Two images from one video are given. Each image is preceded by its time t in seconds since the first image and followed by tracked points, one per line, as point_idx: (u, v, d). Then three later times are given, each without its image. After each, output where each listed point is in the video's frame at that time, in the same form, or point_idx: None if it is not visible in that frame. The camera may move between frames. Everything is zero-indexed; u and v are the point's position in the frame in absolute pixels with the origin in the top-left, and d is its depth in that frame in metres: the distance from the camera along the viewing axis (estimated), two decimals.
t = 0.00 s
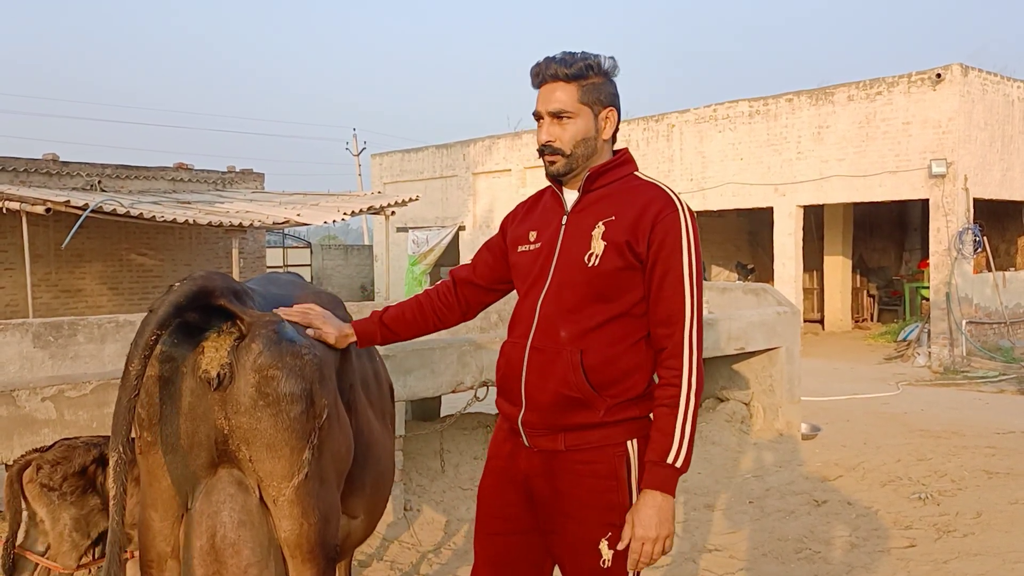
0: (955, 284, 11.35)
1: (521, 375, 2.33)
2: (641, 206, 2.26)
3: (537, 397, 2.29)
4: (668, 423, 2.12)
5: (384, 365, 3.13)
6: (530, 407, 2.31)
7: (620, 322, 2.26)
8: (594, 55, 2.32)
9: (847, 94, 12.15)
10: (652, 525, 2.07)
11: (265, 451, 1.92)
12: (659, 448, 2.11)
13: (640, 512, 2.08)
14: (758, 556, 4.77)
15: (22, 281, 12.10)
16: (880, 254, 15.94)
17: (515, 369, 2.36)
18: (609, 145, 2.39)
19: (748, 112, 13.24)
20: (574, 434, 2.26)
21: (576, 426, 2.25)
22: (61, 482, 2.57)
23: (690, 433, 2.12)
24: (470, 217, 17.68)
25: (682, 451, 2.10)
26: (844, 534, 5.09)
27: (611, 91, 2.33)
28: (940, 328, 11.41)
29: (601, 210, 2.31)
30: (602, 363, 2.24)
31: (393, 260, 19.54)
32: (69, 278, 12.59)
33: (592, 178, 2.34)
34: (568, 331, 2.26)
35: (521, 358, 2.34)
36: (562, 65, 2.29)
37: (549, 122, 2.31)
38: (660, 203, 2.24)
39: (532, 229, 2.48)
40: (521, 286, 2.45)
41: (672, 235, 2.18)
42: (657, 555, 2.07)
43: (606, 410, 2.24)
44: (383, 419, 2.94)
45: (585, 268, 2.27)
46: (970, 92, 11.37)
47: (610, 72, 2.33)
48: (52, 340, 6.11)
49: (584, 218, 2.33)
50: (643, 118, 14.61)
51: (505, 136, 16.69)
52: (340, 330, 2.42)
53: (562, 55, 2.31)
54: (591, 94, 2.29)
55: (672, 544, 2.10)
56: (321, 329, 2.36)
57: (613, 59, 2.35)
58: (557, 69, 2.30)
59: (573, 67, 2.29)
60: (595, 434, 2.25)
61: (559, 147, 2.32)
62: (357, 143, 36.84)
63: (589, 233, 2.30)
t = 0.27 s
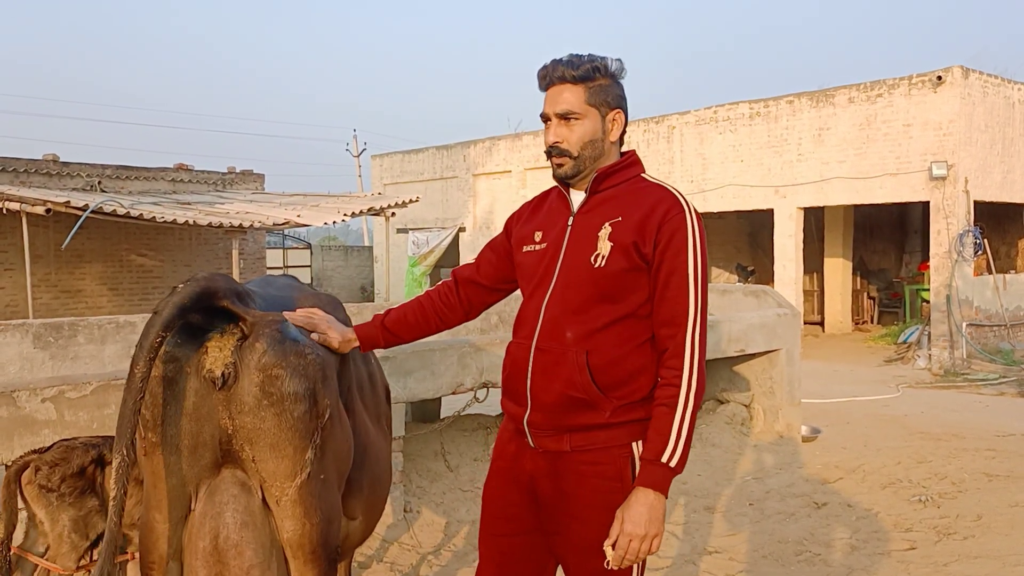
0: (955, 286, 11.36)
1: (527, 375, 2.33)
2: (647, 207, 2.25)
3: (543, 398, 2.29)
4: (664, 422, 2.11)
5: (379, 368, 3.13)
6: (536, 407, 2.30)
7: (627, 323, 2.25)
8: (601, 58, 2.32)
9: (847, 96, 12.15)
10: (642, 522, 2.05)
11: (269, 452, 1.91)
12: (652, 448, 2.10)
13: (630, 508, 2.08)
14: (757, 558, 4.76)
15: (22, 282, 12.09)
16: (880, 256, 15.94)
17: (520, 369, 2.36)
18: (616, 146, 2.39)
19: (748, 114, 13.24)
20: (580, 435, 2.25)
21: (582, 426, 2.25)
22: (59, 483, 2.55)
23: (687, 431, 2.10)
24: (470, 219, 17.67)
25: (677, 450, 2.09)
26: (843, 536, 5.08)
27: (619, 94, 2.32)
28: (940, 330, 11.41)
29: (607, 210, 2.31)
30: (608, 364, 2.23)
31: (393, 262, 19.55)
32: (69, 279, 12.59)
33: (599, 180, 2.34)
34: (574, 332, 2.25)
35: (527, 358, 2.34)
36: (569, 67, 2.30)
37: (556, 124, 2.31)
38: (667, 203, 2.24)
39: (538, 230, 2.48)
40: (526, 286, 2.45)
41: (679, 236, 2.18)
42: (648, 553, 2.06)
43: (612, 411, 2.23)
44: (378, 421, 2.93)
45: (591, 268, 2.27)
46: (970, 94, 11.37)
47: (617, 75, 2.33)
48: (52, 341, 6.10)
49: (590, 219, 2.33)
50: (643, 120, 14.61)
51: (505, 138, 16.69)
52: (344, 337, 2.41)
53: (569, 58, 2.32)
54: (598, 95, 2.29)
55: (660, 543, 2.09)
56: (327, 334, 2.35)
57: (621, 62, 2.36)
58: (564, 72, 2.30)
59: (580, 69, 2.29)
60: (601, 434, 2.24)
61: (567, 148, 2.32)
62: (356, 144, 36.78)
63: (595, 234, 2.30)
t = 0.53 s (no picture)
0: (955, 288, 11.38)
1: (533, 376, 2.33)
2: (651, 208, 2.26)
3: (550, 398, 2.29)
4: (689, 426, 2.13)
5: (377, 368, 3.14)
6: (543, 408, 2.30)
7: (630, 324, 2.26)
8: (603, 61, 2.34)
9: (847, 99, 12.16)
10: (681, 528, 2.07)
11: (266, 453, 1.92)
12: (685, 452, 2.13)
13: (667, 516, 2.09)
14: (757, 560, 4.77)
15: (22, 282, 12.10)
16: (879, 258, 15.95)
17: (525, 370, 2.36)
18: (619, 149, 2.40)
19: (748, 116, 13.25)
20: (588, 436, 2.25)
21: (589, 428, 2.25)
22: (59, 484, 2.56)
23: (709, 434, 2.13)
24: (471, 220, 17.67)
25: (704, 453, 2.12)
26: (843, 538, 5.09)
27: (621, 96, 2.34)
28: (940, 332, 11.42)
29: (610, 212, 2.32)
30: (612, 365, 2.24)
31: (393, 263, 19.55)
32: (69, 279, 12.60)
33: (601, 181, 2.35)
34: (579, 332, 2.26)
35: (532, 359, 2.34)
36: (571, 69, 2.31)
37: (559, 126, 2.32)
38: (671, 204, 2.25)
39: (539, 230, 2.48)
40: (528, 288, 2.45)
41: (684, 238, 2.20)
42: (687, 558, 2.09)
43: (620, 412, 2.24)
44: (377, 419, 2.93)
45: (596, 270, 2.27)
46: (970, 97, 11.38)
47: (619, 78, 2.35)
48: (52, 341, 6.10)
49: (594, 220, 2.33)
50: (643, 122, 14.62)
51: (505, 139, 16.70)
52: (344, 339, 2.42)
53: (571, 61, 2.33)
54: (600, 97, 2.30)
55: (702, 545, 2.12)
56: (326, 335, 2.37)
57: (622, 65, 2.37)
58: (567, 74, 2.31)
59: (582, 71, 2.31)
60: (609, 435, 2.25)
61: (570, 149, 2.32)
62: (356, 145, 36.83)
63: (599, 234, 2.30)
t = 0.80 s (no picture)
0: (954, 291, 11.39)
1: (536, 377, 2.32)
2: (654, 209, 2.27)
3: (554, 400, 2.28)
4: (698, 425, 2.13)
5: (372, 370, 3.14)
6: (547, 410, 2.29)
7: (634, 324, 2.26)
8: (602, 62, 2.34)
9: (847, 101, 12.16)
10: (695, 528, 2.07)
11: (266, 453, 1.91)
12: (696, 450, 2.12)
13: (681, 514, 2.09)
14: (756, 562, 4.77)
15: (22, 283, 12.10)
16: (879, 261, 15.95)
17: (527, 372, 2.35)
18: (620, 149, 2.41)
19: (748, 118, 13.25)
20: (592, 439, 2.25)
21: (596, 429, 2.24)
22: (59, 485, 2.56)
23: (719, 433, 2.14)
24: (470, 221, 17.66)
25: (715, 451, 2.12)
26: (842, 540, 5.09)
27: (621, 97, 2.34)
28: (939, 335, 11.42)
29: (612, 213, 2.31)
30: (617, 366, 2.24)
31: (392, 264, 19.54)
32: (69, 280, 12.59)
33: (603, 182, 2.35)
34: (584, 333, 2.25)
35: (534, 360, 2.33)
36: (571, 72, 2.31)
37: (562, 129, 2.31)
38: (674, 205, 2.26)
39: (539, 231, 2.48)
40: (529, 289, 2.45)
41: (689, 237, 2.19)
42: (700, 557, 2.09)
43: (626, 413, 2.24)
44: (373, 422, 2.93)
45: (600, 270, 2.27)
46: (969, 99, 11.38)
47: (618, 79, 2.35)
48: (51, 342, 6.10)
49: (596, 221, 2.33)
50: (643, 124, 14.62)
51: (505, 141, 16.70)
52: (342, 342, 2.41)
53: (570, 64, 2.33)
54: (603, 99, 2.30)
55: (714, 543, 2.12)
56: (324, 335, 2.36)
57: (620, 65, 2.38)
58: (568, 77, 2.31)
59: (583, 74, 2.30)
60: (613, 438, 2.25)
61: (575, 153, 2.32)
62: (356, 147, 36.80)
63: (601, 234, 2.30)
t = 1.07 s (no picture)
0: (954, 292, 11.37)
1: (536, 379, 2.32)
2: (655, 210, 2.27)
3: (555, 402, 2.28)
4: (689, 426, 2.13)
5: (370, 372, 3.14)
6: (546, 412, 2.29)
7: (634, 326, 2.26)
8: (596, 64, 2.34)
9: (846, 102, 12.17)
10: (676, 530, 2.07)
11: (264, 453, 1.92)
12: (680, 454, 2.12)
13: (664, 516, 2.09)
14: (755, 564, 4.77)
15: (21, 284, 12.11)
16: (878, 262, 15.96)
17: (525, 374, 2.35)
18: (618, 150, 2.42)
19: (747, 120, 13.26)
20: (592, 441, 2.25)
21: (595, 432, 2.25)
22: (63, 488, 2.56)
23: (710, 434, 2.13)
24: (470, 223, 17.66)
25: (703, 453, 2.12)
26: (841, 542, 5.09)
27: (615, 98, 2.35)
28: (938, 336, 11.42)
29: (612, 215, 2.32)
30: (617, 367, 2.24)
31: (392, 265, 19.55)
32: (68, 281, 12.60)
33: (605, 184, 2.36)
34: (584, 334, 2.25)
35: (533, 361, 2.34)
36: (567, 76, 2.30)
37: (563, 134, 2.31)
38: (676, 207, 2.26)
39: (540, 232, 2.48)
40: (528, 290, 2.45)
41: (689, 239, 2.20)
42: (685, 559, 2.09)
43: (626, 416, 2.24)
44: (370, 425, 2.93)
45: (601, 271, 2.27)
46: (968, 101, 11.39)
47: (611, 79, 2.35)
48: (50, 343, 6.10)
49: (596, 223, 2.34)
50: (643, 125, 14.63)
51: (504, 142, 16.71)
52: (340, 346, 2.41)
53: (565, 67, 2.32)
54: (599, 101, 2.31)
55: (696, 546, 2.11)
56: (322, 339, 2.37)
57: (612, 65, 2.38)
58: (565, 81, 2.30)
59: (578, 76, 2.30)
60: (612, 440, 2.25)
61: (577, 157, 2.32)
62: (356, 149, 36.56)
63: (602, 236, 2.31)
